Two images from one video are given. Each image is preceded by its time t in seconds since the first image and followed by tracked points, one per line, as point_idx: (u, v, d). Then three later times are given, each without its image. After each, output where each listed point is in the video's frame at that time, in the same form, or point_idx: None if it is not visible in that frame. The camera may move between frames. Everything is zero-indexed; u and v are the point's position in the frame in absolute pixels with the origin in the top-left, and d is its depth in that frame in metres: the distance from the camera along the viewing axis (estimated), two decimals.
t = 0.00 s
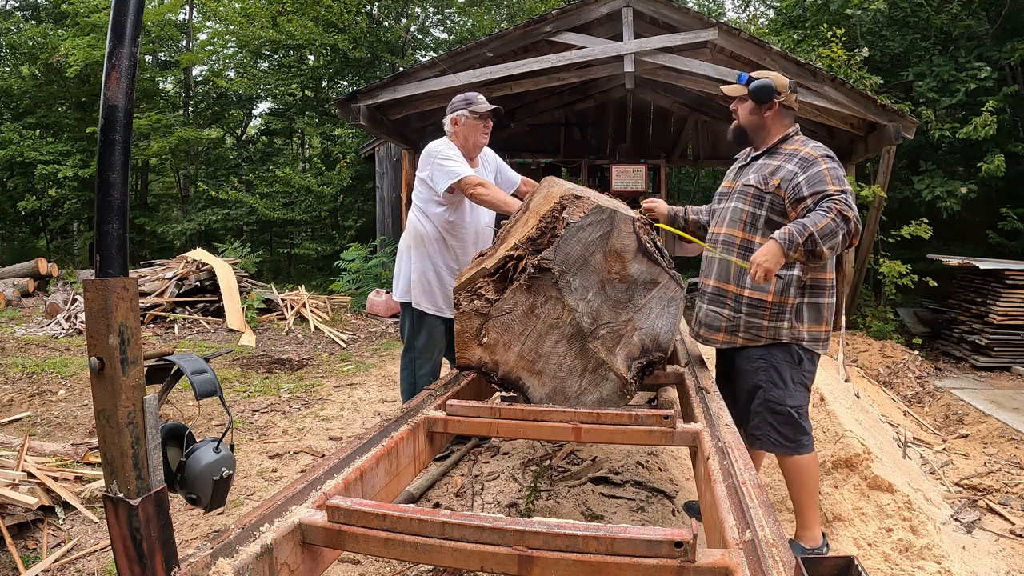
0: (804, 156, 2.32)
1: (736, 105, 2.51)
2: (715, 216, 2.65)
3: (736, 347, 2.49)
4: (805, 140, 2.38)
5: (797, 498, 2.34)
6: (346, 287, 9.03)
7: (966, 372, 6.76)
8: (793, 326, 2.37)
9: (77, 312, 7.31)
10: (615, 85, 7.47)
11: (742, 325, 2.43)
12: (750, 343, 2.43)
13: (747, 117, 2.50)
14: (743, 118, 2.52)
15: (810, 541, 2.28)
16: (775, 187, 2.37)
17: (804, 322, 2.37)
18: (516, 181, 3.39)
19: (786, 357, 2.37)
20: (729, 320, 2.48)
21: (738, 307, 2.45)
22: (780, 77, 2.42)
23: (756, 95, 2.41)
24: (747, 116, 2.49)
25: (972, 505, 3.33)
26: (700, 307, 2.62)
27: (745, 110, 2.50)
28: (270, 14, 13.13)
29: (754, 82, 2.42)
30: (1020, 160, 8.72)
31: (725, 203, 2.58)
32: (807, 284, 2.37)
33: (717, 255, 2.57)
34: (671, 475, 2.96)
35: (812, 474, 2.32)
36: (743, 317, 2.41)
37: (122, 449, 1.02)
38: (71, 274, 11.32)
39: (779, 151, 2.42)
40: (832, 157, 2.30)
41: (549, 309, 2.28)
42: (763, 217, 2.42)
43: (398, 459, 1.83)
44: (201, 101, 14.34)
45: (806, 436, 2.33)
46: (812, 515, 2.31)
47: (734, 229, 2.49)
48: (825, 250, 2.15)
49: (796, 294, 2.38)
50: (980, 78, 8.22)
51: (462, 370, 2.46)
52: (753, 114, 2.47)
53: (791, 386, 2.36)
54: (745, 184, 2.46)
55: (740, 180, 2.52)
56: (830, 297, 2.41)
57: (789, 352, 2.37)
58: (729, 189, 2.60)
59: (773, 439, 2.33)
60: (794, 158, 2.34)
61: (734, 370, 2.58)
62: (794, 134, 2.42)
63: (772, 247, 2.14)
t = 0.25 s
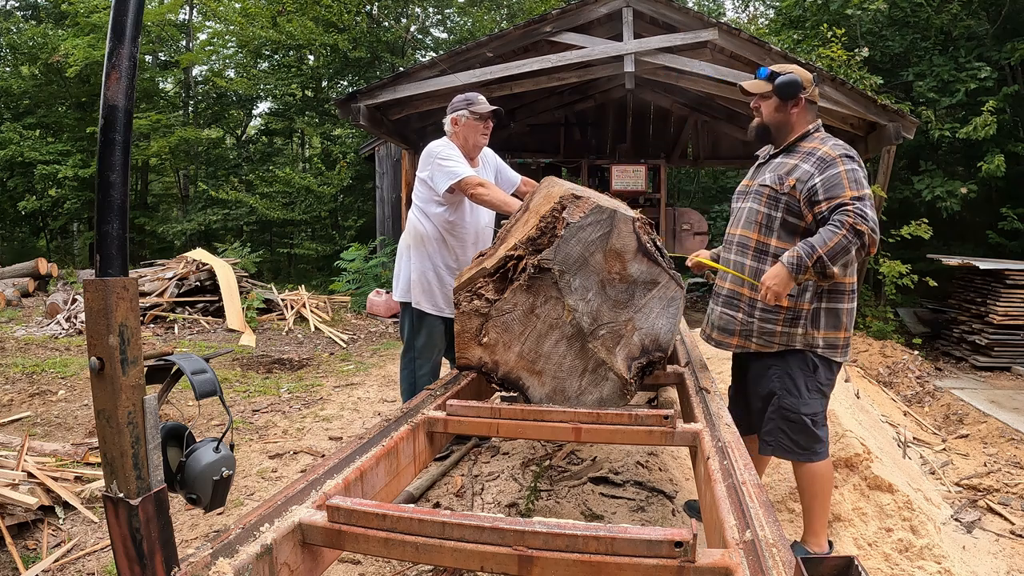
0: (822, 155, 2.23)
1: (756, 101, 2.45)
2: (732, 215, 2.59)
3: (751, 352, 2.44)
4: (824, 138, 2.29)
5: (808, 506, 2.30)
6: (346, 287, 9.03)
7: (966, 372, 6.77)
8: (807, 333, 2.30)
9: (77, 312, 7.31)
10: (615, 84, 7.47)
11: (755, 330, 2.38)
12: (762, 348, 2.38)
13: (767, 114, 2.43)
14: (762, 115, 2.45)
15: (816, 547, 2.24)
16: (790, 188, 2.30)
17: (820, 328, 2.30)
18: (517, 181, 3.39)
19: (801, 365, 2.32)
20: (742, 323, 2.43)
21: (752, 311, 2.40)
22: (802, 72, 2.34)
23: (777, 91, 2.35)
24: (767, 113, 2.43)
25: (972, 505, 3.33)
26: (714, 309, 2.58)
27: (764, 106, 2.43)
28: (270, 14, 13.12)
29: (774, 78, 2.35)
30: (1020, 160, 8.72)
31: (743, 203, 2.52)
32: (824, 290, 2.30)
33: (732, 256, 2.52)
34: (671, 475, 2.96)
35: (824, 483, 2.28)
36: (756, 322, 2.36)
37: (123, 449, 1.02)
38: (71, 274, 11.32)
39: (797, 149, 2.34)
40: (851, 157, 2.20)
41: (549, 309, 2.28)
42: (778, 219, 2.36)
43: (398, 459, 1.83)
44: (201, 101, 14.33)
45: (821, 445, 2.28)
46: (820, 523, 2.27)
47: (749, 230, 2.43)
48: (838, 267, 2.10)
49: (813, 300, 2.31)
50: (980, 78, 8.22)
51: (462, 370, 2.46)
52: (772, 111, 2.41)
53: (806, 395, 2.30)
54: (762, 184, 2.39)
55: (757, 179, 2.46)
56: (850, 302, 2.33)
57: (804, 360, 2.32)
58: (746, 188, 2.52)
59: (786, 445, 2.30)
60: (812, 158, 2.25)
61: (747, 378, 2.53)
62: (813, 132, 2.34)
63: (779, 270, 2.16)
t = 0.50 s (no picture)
0: (843, 156, 2.13)
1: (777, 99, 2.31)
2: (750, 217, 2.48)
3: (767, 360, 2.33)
4: (847, 137, 2.18)
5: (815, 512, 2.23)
6: (346, 287, 9.03)
7: (966, 372, 6.77)
8: (827, 341, 2.19)
9: (77, 312, 7.31)
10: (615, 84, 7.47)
11: (773, 338, 2.26)
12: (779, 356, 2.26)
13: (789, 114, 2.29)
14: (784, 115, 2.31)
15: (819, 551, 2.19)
16: (810, 190, 2.19)
17: (841, 335, 2.18)
18: (517, 181, 3.39)
19: (822, 373, 2.20)
20: (758, 331, 2.31)
21: (770, 318, 2.28)
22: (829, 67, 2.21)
23: (807, 90, 2.21)
24: (790, 113, 2.29)
25: (972, 505, 3.33)
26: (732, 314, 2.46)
27: (785, 105, 2.30)
28: (270, 14, 13.12)
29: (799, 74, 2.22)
30: (1020, 160, 8.72)
31: (761, 205, 2.40)
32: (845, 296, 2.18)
33: (749, 261, 2.41)
34: (671, 475, 2.96)
35: (838, 493, 2.20)
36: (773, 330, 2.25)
37: (123, 449, 1.02)
38: (72, 274, 11.33)
39: (819, 148, 2.23)
40: (875, 157, 2.10)
41: (549, 309, 2.28)
42: (798, 222, 2.24)
43: (398, 459, 1.83)
44: (201, 101, 14.33)
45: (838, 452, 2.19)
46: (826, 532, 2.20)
47: (767, 233, 2.32)
48: (857, 276, 2.01)
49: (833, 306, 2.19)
50: (981, 78, 8.21)
51: (461, 370, 2.46)
52: (802, 112, 2.26)
53: (826, 402, 2.20)
54: (781, 186, 2.28)
55: (775, 179, 2.34)
56: (873, 308, 2.21)
57: (825, 368, 2.20)
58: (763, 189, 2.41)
59: (803, 454, 2.19)
60: (833, 159, 2.15)
61: (765, 384, 2.41)
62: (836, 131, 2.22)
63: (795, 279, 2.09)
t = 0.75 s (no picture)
0: (861, 161, 2.08)
1: (791, 100, 2.24)
2: (764, 221, 2.44)
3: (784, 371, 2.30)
4: (863, 139, 2.14)
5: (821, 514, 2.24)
6: (346, 287, 9.03)
7: (966, 372, 6.77)
8: (847, 349, 2.16)
9: (77, 312, 7.31)
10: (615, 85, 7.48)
11: (790, 347, 2.23)
12: (796, 367, 2.22)
13: (803, 115, 2.22)
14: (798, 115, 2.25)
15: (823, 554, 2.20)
16: (828, 197, 2.15)
17: (861, 343, 2.16)
18: (517, 181, 3.39)
19: (841, 381, 2.18)
20: (776, 341, 2.29)
21: (789, 328, 2.25)
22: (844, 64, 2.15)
23: (823, 91, 2.14)
24: (805, 114, 2.22)
25: (972, 505, 3.33)
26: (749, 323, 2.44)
27: (800, 106, 2.23)
28: (270, 14, 13.12)
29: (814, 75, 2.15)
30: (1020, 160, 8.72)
31: (775, 210, 2.36)
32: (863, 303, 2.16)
33: (765, 269, 2.38)
34: (671, 475, 2.96)
35: (848, 499, 2.20)
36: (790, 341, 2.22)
37: (122, 449, 1.02)
38: (71, 274, 11.33)
39: (834, 151, 2.18)
40: (893, 161, 2.05)
41: (549, 309, 2.27)
42: (816, 230, 2.20)
43: (398, 459, 1.83)
44: (201, 101, 14.33)
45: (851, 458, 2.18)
46: (831, 536, 2.20)
47: (784, 241, 2.29)
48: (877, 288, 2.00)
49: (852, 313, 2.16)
50: (981, 78, 8.21)
51: (461, 370, 2.46)
52: (817, 113, 2.19)
53: (844, 408, 2.18)
54: (797, 192, 2.24)
55: (790, 183, 2.30)
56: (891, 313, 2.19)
57: (844, 377, 2.18)
58: (778, 192, 2.37)
59: (819, 461, 2.18)
60: (850, 164, 2.11)
61: (779, 392, 2.39)
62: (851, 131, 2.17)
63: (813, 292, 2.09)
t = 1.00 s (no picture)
0: (875, 167, 2.06)
1: (798, 99, 2.19)
2: (766, 222, 2.39)
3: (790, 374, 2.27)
4: (873, 143, 2.11)
5: (820, 514, 2.25)
6: (346, 287, 9.03)
7: (966, 372, 6.77)
8: (855, 353, 2.15)
9: (77, 312, 7.31)
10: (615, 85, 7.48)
11: (798, 352, 2.20)
12: (806, 371, 2.20)
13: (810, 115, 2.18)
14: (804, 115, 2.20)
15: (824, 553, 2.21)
16: (842, 202, 2.11)
17: (867, 347, 2.15)
18: (517, 181, 3.39)
19: (846, 384, 2.18)
20: (783, 345, 2.25)
21: (796, 332, 2.22)
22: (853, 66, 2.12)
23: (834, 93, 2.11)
24: (812, 113, 2.16)
25: (972, 505, 3.33)
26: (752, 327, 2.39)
27: (806, 106, 2.19)
28: (270, 14, 13.11)
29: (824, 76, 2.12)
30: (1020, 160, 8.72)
31: (780, 212, 2.31)
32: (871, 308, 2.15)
33: (770, 272, 2.33)
34: (671, 475, 2.96)
35: (847, 497, 2.21)
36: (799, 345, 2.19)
37: (123, 449, 1.02)
38: (72, 274, 11.33)
39: (844, 155, 2.15)
40: (906, 167, 2.04)
41: (549, 309, 2.27)
42: (826, 235, 2.16)
43: (398, 459, 1.83)
44: (201, 101, 14.33)
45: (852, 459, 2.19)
46: (832, 536, 2.20)
47: (791, 244, 2.25)
48: (893, 297, 1.98)
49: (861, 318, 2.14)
50: (981, 78, 8.21)
51: (462, 370, 2.46)
52: (822, 112, 2.15)
53: (848, 409, 2.18)
54: (807, 196, 2.19)
55: (797, 186, 2.25)
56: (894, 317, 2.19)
57: (850, 379, 2.18)
58: (782, 194, 2.33)
59: (821, 463, 2.17)
60: (864, 169, 2.08)
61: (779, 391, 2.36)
62: (860, 134, 2.15)
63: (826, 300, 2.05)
